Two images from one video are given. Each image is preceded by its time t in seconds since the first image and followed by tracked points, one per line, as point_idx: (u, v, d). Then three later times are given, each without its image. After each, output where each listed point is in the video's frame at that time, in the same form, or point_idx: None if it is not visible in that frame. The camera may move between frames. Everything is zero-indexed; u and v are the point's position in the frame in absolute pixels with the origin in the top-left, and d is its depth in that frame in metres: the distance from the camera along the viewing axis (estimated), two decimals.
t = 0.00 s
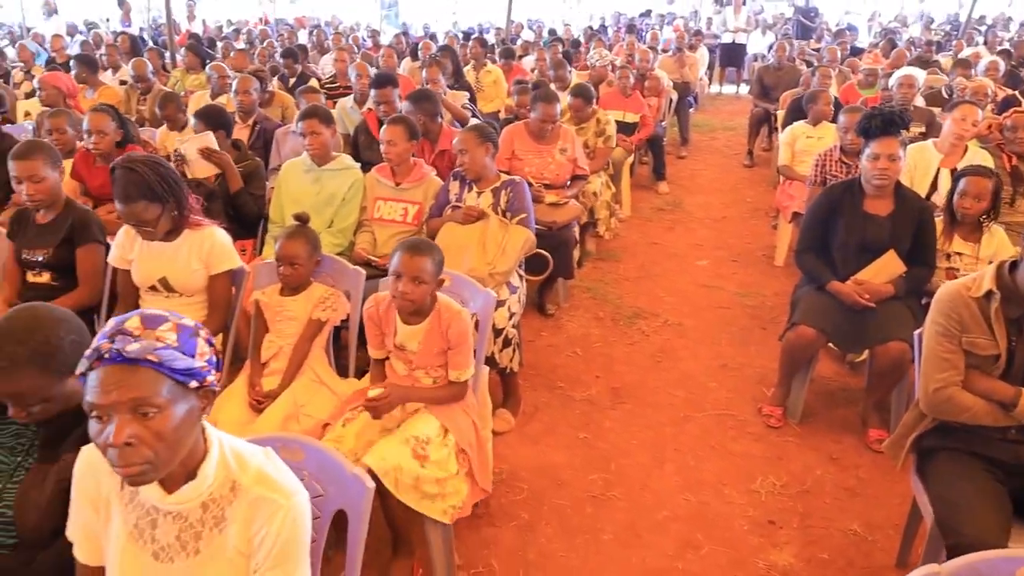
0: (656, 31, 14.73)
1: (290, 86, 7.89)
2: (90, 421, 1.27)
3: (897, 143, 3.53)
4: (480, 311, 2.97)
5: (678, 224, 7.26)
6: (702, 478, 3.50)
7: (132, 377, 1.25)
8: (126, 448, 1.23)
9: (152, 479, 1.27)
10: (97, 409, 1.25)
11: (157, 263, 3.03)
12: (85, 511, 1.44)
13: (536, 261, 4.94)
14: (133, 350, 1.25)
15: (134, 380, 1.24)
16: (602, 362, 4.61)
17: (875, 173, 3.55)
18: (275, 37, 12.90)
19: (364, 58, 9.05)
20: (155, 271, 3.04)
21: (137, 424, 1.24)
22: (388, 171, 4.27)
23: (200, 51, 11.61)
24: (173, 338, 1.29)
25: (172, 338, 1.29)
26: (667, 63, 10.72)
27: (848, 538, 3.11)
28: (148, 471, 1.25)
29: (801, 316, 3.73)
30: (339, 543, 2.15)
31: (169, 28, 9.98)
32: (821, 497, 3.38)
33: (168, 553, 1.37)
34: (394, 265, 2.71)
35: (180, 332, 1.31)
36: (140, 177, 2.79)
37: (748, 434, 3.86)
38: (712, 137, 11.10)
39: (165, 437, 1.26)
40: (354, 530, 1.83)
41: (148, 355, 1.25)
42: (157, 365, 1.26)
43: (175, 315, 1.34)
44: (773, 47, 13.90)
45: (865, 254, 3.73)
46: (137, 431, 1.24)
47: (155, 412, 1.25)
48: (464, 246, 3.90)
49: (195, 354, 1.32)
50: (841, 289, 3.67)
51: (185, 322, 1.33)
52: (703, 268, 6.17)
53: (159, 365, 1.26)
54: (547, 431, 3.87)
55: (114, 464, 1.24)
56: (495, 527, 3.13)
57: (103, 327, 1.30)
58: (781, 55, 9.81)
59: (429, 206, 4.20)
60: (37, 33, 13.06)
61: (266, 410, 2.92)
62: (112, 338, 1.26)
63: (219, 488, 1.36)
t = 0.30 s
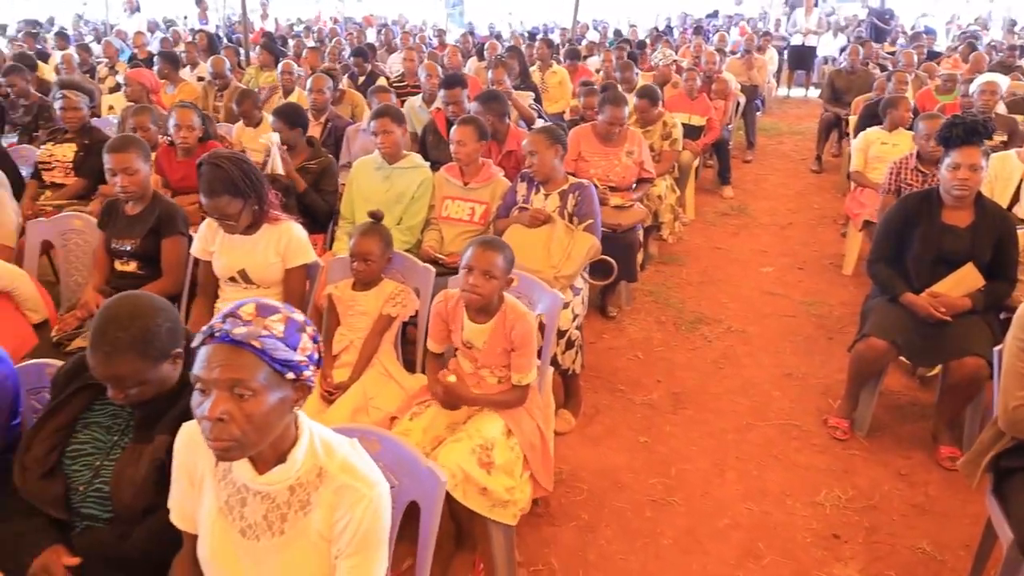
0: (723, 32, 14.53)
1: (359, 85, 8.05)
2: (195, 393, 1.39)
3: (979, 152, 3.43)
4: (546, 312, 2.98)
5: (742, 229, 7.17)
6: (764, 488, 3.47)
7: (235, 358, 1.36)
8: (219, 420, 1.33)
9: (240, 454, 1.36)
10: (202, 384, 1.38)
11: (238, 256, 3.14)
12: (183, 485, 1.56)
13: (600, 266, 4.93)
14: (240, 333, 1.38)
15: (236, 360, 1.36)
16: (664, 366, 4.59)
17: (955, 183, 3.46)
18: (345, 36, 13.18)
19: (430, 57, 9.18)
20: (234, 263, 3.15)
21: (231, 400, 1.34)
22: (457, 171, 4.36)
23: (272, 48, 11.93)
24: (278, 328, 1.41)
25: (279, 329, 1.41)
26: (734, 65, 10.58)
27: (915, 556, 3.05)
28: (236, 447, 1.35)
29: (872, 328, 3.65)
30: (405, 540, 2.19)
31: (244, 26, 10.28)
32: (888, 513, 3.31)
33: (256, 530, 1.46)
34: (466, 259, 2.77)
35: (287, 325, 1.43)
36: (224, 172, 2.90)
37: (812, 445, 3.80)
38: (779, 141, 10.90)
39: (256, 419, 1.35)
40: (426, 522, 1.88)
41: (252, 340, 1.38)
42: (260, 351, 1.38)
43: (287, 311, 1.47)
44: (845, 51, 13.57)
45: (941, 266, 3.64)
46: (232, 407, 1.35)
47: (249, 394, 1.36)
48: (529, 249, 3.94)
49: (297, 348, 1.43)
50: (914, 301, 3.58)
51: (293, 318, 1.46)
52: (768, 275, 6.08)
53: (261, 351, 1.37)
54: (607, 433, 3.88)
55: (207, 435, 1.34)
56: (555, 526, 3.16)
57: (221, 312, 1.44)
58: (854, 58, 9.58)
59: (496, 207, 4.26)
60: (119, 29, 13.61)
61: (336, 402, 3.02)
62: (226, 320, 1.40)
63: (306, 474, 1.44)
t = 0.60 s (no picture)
0: (797, 36, 14.25)
1: (431, 83, 8.16)
2: (352, 370, 1.48)
3: None
4: (626, 313, 2.96)
5: (815, 237, 7.03)
6: (839, 500, 3.41)
7: (405, 349, 1.47)
8: (379, 403, 1.44)
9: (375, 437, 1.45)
10: (362, 363, 1.47)
11: (324, 247, 3.23)
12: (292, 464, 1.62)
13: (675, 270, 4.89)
14: (416, 326, 1.48)
15: (403, 351, 1.47)
16: (734, 372, 4.54)
17: None
18: (415, 34, 13.34)
19: (501, 57, 9.24)
20: (321, 254, 3.24)
21: (393, 388, 1.45)
22: (533, 169, 4.36)
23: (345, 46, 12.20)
24: (440, 328, 1.53)
25: (439, 328, 1.53)
26: (809, 70, 10.38)
27: None
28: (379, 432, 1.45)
29: (958, 342, 3.55)
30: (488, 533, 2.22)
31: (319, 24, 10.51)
32: (970, 532, 3.22)
33: (364, 512, 1.51)
34: (547, 257, 2.78)
35: (443, 325, 1.55)
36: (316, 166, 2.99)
37: (889, 459, 3.71)
38: (853, 148, 10.64)
39: (407, 409, 1.47)
40: (514, 516, 1.90)
41: (422, 335, 1.49)
42: (425, 346, 1.49)
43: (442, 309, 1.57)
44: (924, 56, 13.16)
45: None
46: (391, 393, 1.45)
47: (408, 386, 1.47)
48: (604, 252, 3.92)
49: (449, 348, 1.55)
50: (1004, 316, 3.47)
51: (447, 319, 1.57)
52: (842, 284, 5.95)
53: (428, 348, 1.49)
54: (677, 437, 3.86)
55: (364, 414, 1.44)
56: (625, 527, 3.16)
57: (388, 296, 1.53)
58: (936, 64, 9.28)
59: (571, 207, 4.25)
60: (201, 26, 14.10)
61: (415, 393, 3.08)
62: (404, 310, 1.49)
63: (419, 461, 1.51)
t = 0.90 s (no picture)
0: (854, 36, 13.96)
1: (484, 82, 8.19)
2: (475, 374, 1.57)
3: None
4: (691, 316, 2.95)
5: (871, 243, 6.89)
6: (900, 512, 3.35)
7: (530, 359, 1.58)
8: (501, 411, 1.53)
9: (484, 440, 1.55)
10: (486, 369, 1.56)
11: (388, 244, 3.27)
12: (382, 463, 1.70)
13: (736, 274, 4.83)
14: (540, 337, 1.60)
15: (527, 362, 1.58)
16: (790, 379, 4.48)
17: None
18: (465, 33, 13.40)
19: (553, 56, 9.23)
20: (385, 250, 3.28)
21: (516, 395, 1.55)
22: (591, 170, 4.35)
23: (397, 44, 12.31)
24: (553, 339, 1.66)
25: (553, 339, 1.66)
26: (866, 72, 10.18)
27: None
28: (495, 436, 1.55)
29: None
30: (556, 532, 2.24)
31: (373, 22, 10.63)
32: None
33: (457, 511, 1.62)
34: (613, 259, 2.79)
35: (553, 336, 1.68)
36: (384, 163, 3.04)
37: (952, 472, 3.63)
38: (910, 153, 10.41)
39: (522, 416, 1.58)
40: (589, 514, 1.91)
41: (543, 346, 1.60)
42: (542, 356, 1.61)
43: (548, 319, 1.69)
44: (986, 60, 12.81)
45: None
46: (513, 400, 1.56)
47: (527, 394, 1.58)
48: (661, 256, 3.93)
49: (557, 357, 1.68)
50: None
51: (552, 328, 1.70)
52: (900, 292, 5.83)
53: (547, 358, 1.61)
54: (732, 442, 3.83)
55: (488, 420, 1.53)
56: (682, 531, 3.15)
57: (507, 302, 1.62)
58: (1000, 68, 9.02)
59: (629, 208, 4.23)
60: (256, 24, 14.36)
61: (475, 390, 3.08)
62: (529, 322, 1.60)
63: (512, 464, 1.61)
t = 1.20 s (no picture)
0: (874, 37, 13.90)
1: (505, 83, 8.21)
2: (542, 372, 1.58)
3: None
4: (725, 317, 2.95)
5: (895, 245, 6.86)
6: (933, 514, 3.33)
7: (598, 360, 1.59)
8: (567, 410, 1.55)
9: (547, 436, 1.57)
10: (552, 368, 1.58)
11: (421, 244, 3.29)
12: (439, 459, 1.72)
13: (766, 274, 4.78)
14: (607, 339, 1.61)
15: (593, 362, 1.59)
16: (818, 380, 4.47)
17: None
18: (483, 34, 13.43)
19: (573, 57, 9.24)
20: (419, 250, 3.30)
21: (582, 395, 1.57)
22: (619, 170, 4.35)
23: (416, 45, 12.36)
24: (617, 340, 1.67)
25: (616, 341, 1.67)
26: (887, 73, 10.14)
27: None
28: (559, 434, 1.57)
29: None
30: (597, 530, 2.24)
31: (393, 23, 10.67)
32: None
33: (515, 508, 1.64)
34: (650, 260, 2.79)
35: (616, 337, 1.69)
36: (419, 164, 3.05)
37: (984, 475, 3.61)
38: (931, 154, 10.36)
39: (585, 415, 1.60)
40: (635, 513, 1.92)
41: (609, 348, 1.62)
42: (608, 358, 1.63)
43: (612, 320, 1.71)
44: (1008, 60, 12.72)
45: None
46: (579, 399, 1.57)
47: (593, 393, 1.59)
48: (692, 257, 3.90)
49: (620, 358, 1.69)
50: None
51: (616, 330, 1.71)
52: (926, 293, 5.80)
53: (612, 359, 1.63)
54: (762, 443, 3.82)
55: (553, 418, 1.55)
56: (714, 531, 3.15)
57: (574, 303, 1.64)
58: None
59: (658, 208, 4.23)
60: (276, 25, 14.46)
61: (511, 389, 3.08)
62: (596, 322, 1.61)
63: (570, 461, 1.63)
